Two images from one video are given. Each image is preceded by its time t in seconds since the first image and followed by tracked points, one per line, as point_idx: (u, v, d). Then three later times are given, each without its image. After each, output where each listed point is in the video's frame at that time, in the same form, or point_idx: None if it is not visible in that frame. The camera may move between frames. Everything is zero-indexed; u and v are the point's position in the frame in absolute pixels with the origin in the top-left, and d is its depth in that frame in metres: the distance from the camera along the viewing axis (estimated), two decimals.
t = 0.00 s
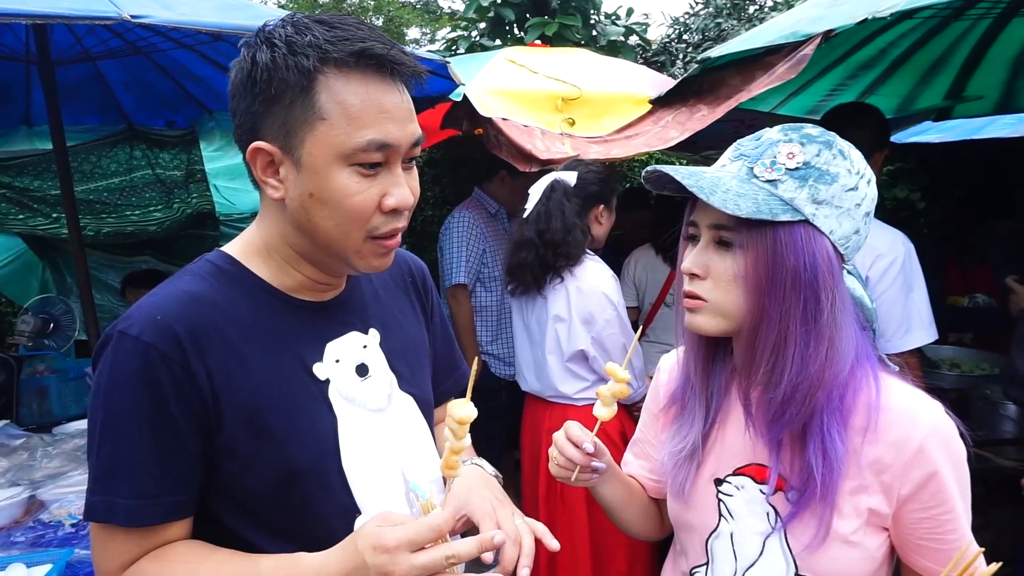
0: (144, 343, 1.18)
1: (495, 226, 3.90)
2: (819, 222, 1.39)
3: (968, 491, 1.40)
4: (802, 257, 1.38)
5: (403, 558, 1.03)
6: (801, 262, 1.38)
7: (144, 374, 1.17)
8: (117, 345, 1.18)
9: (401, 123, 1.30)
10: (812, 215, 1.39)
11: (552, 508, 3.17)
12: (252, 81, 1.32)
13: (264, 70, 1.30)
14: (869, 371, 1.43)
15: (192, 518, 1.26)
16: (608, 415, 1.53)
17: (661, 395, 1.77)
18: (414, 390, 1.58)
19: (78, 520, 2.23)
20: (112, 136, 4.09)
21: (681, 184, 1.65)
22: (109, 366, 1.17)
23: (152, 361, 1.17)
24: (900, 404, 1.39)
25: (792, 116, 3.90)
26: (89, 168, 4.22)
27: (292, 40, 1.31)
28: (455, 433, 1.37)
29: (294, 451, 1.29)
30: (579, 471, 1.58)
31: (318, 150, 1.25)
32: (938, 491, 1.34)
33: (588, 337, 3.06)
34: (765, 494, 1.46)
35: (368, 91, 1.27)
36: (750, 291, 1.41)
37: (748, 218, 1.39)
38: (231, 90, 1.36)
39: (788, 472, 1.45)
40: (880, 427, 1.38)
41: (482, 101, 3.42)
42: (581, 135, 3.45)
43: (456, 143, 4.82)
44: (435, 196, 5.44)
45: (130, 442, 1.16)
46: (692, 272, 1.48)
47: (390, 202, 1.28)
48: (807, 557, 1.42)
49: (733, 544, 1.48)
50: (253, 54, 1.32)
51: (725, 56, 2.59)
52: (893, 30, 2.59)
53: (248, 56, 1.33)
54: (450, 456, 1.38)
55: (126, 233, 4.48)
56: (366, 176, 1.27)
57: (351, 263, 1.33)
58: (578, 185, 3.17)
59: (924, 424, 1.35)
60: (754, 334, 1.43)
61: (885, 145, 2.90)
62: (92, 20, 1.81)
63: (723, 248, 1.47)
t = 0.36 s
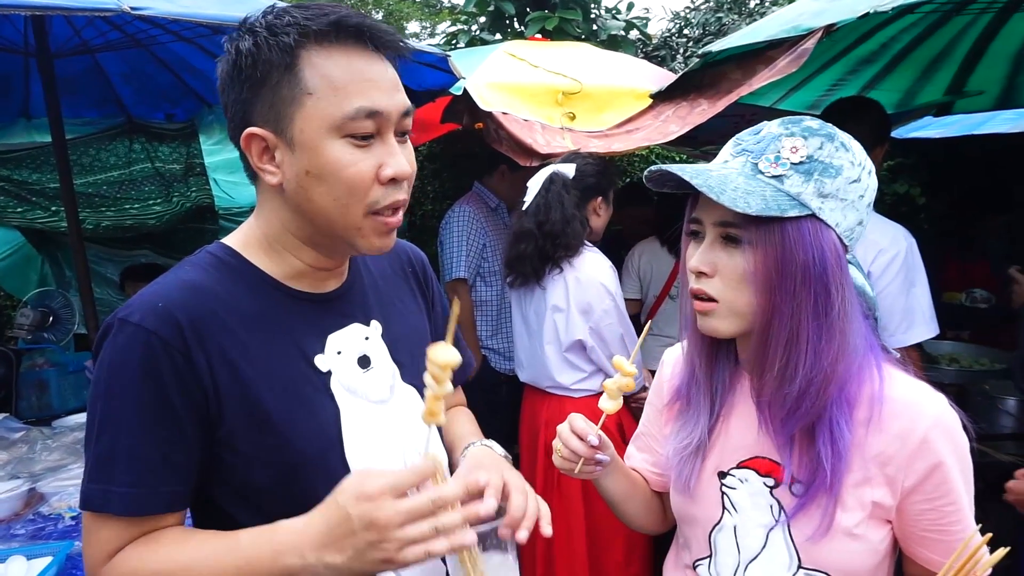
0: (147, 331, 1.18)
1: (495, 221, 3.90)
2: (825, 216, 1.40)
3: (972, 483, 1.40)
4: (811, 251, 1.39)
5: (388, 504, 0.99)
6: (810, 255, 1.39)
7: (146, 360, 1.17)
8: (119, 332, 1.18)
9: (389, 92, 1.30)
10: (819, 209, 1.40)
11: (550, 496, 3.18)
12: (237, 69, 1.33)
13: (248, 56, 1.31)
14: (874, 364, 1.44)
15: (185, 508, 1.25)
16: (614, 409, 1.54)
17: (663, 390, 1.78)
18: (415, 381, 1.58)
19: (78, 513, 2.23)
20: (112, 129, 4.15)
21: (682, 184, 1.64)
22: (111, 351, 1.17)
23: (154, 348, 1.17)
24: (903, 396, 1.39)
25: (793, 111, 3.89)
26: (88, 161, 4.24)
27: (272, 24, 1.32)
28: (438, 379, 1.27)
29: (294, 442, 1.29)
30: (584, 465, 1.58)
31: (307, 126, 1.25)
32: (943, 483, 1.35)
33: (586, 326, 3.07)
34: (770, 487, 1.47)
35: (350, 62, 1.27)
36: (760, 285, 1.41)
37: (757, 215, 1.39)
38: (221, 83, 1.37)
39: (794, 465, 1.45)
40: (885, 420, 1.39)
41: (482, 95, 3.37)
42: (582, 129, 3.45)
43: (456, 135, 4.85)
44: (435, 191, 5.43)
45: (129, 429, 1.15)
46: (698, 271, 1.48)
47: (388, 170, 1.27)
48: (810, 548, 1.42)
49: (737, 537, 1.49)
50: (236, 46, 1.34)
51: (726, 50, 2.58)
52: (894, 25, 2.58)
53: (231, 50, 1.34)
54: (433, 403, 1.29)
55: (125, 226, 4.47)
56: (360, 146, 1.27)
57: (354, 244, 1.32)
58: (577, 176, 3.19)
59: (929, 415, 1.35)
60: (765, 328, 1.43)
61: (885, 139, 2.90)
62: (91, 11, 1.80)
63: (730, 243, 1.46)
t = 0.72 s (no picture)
0: (144, 338, 1.19)
1: (495, 224, 3.90)
2: (832, 218, 1.41)
3: (973, 484, 1.41)
4: (819, 252, 1.40)
5: (357, 458, 1.04)
6: (818, 256, 1.40)
7: (143, 368, 1.17)
8: (117, 340, 1.19)
9: (399, 116, 1.30)
10: (826, 211, 1.41)
11: (549, 496, 3.17)
12: (251, 75, 1.33)
13: (264, 63, 1.32)
14: (877, 365, 1.44)
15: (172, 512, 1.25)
16: (619, 407, 1.54)
17: (666, 392, 1.78)
18: (415, 385, 1.58)
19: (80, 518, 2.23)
20: (116, 134, 4.06)
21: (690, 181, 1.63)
22: (110, 359, 1.18)
23: (151, 357, 1.18)
24: (904, 397, 1.40)
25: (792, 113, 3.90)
26: (89, 167, 4.22)
27: (291, 34, 1.33)
28: (388, 321, 1.21)
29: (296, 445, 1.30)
30: (591, 463, 1.58)
31: (316, 141, 1.26)
32: (943, 484, 1.35)
33: (588, 323, 3.07)
34: (773, 488, 1.47)
35: (367, 84, 1.28)
36: (769, 286, 1.42)
37: (769, 217, 1.39)
38: (232, 84, 1.38)
39: (798, 466, 1.45)
40: (886, 421, 1.39)
41: (482, 98, 3.40)
42: (581, 132, 3.46)
43: (457, 140, 4.81)
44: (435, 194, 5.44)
45: (124, 436, 1.16)
46: (706, 272, 1.47)
47: (389, 193, 1.28)
48: (812, 548, 1.43)
49: (739, 537, 1.49)
50: (252, 49, 1.34)
51: (724, 53, 2.59)
52: (893, 26, 2.59)
53: (247, 51, 1.35)
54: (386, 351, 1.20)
55: (125, 231, 4.50)
56: (365, 167, 1.28)
57: (349, 257, 1.33)
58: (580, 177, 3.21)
59: (930, 416, 1.36)
60: (773, 329, 1.44)
61: (884, 141, 2.90)
62: (93, 18, 1.81)
63: (738, 245, 1.47)
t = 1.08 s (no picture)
0: (146, 343, 1.18)
1: (491, 224, 3.90)
2: (829, 218, 1.42)
3: (966, 484, 1.41)
4: (815, 252, 1.40)
5: (372, 507, 1.09)
6: (814, 256, 1.40)
7: (148, 373, 1.17)
8: (120, 342, 1.19)
9: (422, 133, 1.32)
10: (823, 211, 1.41)
11: (552, 499, 3.17)
12: (276, 83, 1.32)
13: (291, 74, 1.31)
14: (872, 366, 1.45)
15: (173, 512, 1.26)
16: (616, 409, 1.55)
17: (662, 390, 1.78)
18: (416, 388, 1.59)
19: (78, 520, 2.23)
20: (111, 136, 4.05)
21: (688, 178, 1.63)
22: (112, 362, 1.18)
23: (153, 361, 1.18)
24: (899, 397, 1.40)
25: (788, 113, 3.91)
26: (85, 169, 4.22)
27: (321, 46, 1.32)
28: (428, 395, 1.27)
29: (298, 447, 1.31)
30: (586, 463, 1.59)
31: (340, 156, 1.26)
32: (936, 483, 1.36)
33: (590, 321, 3.11)
34: (767, 487, 1.47)
35: (394, 102, 1.29)
36: (765, 286, 1.42)
37: (765, 216, 1.40)
38: (253, 88, 1.36)
39: (792, 466, 1.46)
40: (880, 421, 1.40)
41: (478, 99, 3.40)
42: (578, 133, 3.46)
43: (454, 140, 4.78)
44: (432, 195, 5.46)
45: (126, 438, 1.16)
46: (703, 271, 1.48)
47: (407, 210, 1.30)
48: (806, 547, 1.43)
49: (733, 535, 1.50)
50: (279, 56, 1.33)
51: (719, 53, 2.59)
52: (888, 27, 2.60)
53: (274, 58, 1.34)
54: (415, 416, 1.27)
55: (122, 232, 4.59)
56: (385, 184, 1.29)
57: (361, 271, 1.35)
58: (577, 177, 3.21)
59: (924, 416, 1.36)
60: (769, 329, 1.44)
61: (880, 140, 2.91)
62: (88, 21, 1.81)
63: (734, 245, 1.47)
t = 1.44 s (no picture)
0: (142, 354, 1.18)
1: (489, 228, 3.90)
2: (827, 222, 1.42)
3: (965, 487, 1.41)
4: (812, 254, 1.40)
5: (379, 460, 1.13)
6: (811, 258, 1.40)
7: (144, 385, 1.17)
8: (115, 355, 1.19)
9: (399, 111, 1.33)
10: (820, 214, 1.41)
11: (555, 504, 3.16)
12: (248, 86, 1.33)
13: (261, 72, 1.31)
14: (869, 368, 1.44)
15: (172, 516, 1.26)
16: (614, 412, 1.54)
17: (660, 393, 1.78)
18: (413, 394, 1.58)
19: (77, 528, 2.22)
20: (108, 142, 4.15)
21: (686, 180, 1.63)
22: (107, 374, 1.18)
23: (148, 372, 1.18)
24: (896, 399, 1.40)
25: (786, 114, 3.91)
26: (84, 175, 4.27)
27: (286, 41, 1.33)
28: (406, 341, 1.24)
29: (295, 453, 1.30)
30: (585, 467, 1.58)
31: (322, 143, 1.26)
32: (934, 486, 1.35)
33: (590, 322, 3.12)
34: (764, 490, 1.47)
35: (366, 82, 1.30)
36: (761, 288, 1.42)
37: (761, 218, 1.40)
38: (227, 99, 1.37)
39: (790, 468, 1.45)
40: (877, 423, 1.39)
41: (476, 104, 3.39)
42: (576, 136, 3.44)
43: (453, 145, 4.80)
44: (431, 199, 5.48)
45: (122, 450, 1.16)
46: (700, 273, 1.47)
47: (399, 188, 1.29)
48: (804, 551, 1.43)
49: (730, 538, 1.49)
50: (247, 60, 1.34)
51: (717, 55, 2.59)
52: (884, 28, 2.60)
53: (242, 64, 1.34)
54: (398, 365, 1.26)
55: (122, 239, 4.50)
56: (372, 163, 1.28)
57: (365, 259, 1.33)
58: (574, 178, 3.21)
59: (922, 418, 1.36)
60: (765, 331, 1.44)
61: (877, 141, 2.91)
62: (84, 29, 1.81)
63: (732, 247, 1.47)
